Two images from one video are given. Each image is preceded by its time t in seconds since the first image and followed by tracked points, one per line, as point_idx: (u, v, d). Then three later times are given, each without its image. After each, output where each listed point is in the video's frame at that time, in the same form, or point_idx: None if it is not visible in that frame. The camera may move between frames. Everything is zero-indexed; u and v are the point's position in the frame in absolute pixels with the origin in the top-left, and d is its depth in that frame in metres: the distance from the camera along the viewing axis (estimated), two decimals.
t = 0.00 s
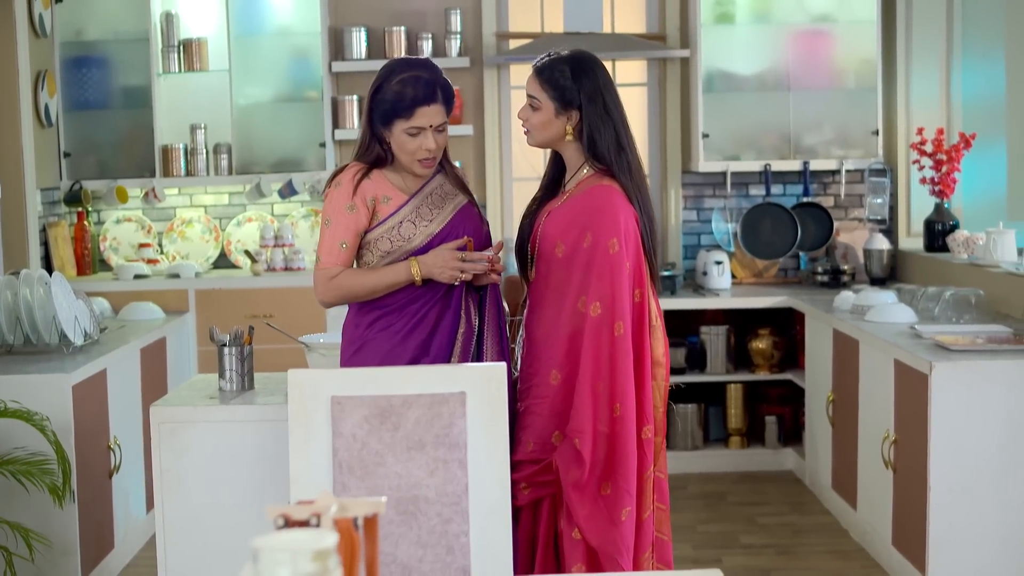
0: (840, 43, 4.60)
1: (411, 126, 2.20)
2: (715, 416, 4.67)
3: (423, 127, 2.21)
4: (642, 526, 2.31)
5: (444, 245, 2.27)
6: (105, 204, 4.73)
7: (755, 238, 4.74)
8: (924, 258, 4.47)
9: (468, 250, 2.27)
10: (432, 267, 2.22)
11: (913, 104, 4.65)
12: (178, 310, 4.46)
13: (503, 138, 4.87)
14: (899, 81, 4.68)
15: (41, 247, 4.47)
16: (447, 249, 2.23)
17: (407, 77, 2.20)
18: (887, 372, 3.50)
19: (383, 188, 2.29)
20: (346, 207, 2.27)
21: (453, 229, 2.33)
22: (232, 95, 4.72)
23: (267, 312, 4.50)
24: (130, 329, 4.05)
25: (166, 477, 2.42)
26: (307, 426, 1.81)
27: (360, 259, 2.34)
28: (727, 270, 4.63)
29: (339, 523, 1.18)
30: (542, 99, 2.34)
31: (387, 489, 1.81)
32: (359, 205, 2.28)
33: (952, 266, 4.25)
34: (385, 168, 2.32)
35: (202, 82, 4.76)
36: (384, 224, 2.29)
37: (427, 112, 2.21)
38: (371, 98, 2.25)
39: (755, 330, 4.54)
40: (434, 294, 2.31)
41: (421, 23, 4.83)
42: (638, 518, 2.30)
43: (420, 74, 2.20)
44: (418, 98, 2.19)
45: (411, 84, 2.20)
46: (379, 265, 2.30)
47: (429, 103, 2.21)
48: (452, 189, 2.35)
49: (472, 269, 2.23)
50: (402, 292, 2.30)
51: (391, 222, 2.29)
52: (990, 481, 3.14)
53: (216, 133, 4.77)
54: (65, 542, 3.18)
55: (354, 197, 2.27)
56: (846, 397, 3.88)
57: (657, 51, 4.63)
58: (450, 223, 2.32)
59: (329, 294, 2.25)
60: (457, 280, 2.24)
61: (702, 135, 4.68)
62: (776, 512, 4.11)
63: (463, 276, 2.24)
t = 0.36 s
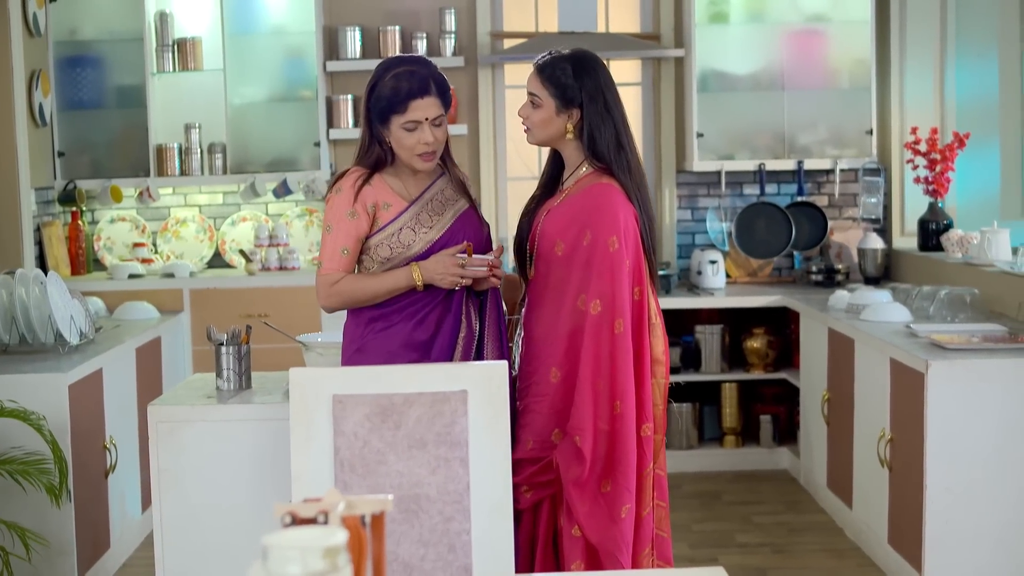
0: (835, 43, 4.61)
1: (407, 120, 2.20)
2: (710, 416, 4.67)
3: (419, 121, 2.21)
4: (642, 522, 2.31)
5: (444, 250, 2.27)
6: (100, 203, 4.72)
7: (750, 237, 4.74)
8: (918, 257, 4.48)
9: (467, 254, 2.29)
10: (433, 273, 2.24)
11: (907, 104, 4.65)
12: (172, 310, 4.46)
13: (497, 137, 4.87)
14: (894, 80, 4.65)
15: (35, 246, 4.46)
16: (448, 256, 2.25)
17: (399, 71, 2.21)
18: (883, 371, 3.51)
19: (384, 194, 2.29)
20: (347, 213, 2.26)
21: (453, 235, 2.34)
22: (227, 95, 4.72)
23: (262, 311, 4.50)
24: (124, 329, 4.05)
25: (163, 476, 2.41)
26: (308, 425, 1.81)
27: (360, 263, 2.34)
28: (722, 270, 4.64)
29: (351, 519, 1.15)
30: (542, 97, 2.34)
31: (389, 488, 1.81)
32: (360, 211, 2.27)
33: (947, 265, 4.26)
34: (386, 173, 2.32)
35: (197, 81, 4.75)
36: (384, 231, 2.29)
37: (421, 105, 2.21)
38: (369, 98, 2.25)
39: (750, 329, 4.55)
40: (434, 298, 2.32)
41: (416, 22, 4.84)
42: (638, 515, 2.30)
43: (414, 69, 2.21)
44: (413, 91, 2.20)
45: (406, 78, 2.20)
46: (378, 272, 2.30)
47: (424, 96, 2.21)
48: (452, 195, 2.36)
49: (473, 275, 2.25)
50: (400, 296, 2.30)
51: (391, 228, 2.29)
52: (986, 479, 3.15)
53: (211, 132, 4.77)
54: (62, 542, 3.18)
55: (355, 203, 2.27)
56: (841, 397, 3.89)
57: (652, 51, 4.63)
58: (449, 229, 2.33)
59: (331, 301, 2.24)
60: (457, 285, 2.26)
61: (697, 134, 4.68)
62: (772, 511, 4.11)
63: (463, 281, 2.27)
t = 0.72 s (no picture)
0: (829, 42, 4.62)
1: (391, 118, 2.22)
2: (704, 415, 4.68)
3: (402, 117, 2.22)
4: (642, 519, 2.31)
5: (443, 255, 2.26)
6: (94, 202, 4.71)
7: (744, 237, 4.75)
8: (912, 256, 4.49)
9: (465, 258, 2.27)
10: (430, 278, 2.23)
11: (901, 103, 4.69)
12: (167, 309, 4.46)
13: (491, 137, 4.87)
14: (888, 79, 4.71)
15: (30, 245, 4.46)
16: (445, 260, 2.24)
17: (382, 68, 2.23)
18: (879, 369, 3.52)
19: (383, 197, 2.29)
20: (346, 215, 2.27)
21: (452, 239, 2.32)
22: (221, 94, 4.71)
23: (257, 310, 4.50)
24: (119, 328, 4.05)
25: (160, 476, 2.42)
26: (309, 422, 1.80)
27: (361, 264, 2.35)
28: (716, 269, 4.64)
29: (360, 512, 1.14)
30: (546, 93, 2.35)
31: (390, 485, 1.82)
32: (359, 213, 2.28)
33: (941, 264, 4.27)
34: (386, 171, 2.33)
35: (192, 80, 4.74)
36: (382, 233, 2.29)
37: (404, 101, 2.22)
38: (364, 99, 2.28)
39: (745, 328, 4.55)
40: (432, 299, 2.32)
41: (411, 21, 4.84)
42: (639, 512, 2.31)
43: (396, 66, 2.22)
44: (391, 88, 2.21)
45: (387, 75, 2.22)
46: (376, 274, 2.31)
47: (405, 92, 2.22)
48: (455, 197, 2.35)
49: (470, 281, 2.23)
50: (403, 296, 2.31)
51: (389, 231, 2.29)
52: (981, 476, 3.16)
53: (205, 131, 4.76)
54: (58, 541, 3.18)
55: (355, 206, 2.28)
56: (836, 395, 3.90)
57: (647, 50, 4.64)
58: (448, 233, 2.32)
59: (331, 302, 2.26)
60: (455, 290, 2.25)
61: (691, 133, 4.68)
62: (767, 509, 4.12)
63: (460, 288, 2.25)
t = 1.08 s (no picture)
0: (819, 42, 4.62)
1: (402, 104, 2.23)
2: (696, 415, 4.68)
3: (413, 108, 2.23)
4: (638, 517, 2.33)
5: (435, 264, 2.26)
6: (85, 202, 4.70)
7: (735, 237, 4.74)
8: (902, 255, 4.50)
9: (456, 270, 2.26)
10: (419, 287, 2.23)
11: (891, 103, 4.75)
12: (158, 309, 4.45)
13: (482, 137, 4.87)
14: (878, 79, 4.77)
15: (20, 245, 4.45)
16: (435, 271, 2.23)
17: (407, 59, 2.25)
18: (871, 369, 3.52)
19: (382, 200, 2.30)
20: (343, 216, 2.28)
21: (447, 248, 2.32)
22: (212, 93, 4.70)
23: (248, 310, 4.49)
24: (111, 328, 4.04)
25: (152, 474, 2.42)
26: (305, 422, 1.80)
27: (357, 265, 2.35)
28: (707, 269, 4.64)
29: (363, 509, 1.14)
30: (544, 91, 2.35)
31: (386, 483, 1.81)
32: (356, 214, 2.29)
33: (932, 264, 4.28)
34: (389, 170, 2.34)
35: (183, 79, 4.71)
36: (377, 237, 2.30)
37: (418, 91, 2.23)
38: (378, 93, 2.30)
39: (735, 328, 4.55)
40: (422, 306, 2.32)
41: (402, 21, 4.83)
42: (634, 510, 2.32)
43: (415, 59, 2.25)
44: (408, 77, 2.23)
45: (405, 67, 2.24)
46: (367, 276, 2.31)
47: (421, 83, 2.23)
48: (455, 205, 2.34)
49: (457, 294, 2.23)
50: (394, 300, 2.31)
51: (384, 235, 2.29)
52: (974, 474, 3.17)
53: (197, 131, 4.74)
54: (51, 541, 3.17)
55: (353, 207, 2.28)
56: (828, 395, 3.90)
57: (638, 50, 4.64)
58: (444, 241, 2.31)
59: (321, 302, 2.27)
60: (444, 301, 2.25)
61: (682, 133, 4.69)
62: (758, 509, 4.12)
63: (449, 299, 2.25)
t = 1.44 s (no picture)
0: (812, 42, 4.63)
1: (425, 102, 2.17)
2: (689, 415, 4.69)
3: (437, 107, 2.18)
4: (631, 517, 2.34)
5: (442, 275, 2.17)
6: (77, 203, 4.69)
7: (727, 236, 4.75)
8: (895, 254, 4.52)
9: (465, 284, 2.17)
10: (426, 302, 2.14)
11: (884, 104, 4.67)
12: (151, 310, 4.44)
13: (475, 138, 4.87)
14: (871, 80, 4.68)
15: (13, 246, 4.44)
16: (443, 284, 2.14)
17: (431, 57, 2.20)
18: (864, 368, 3.53)
19: (389, 209, 2.20)
20: (349, 225, 2.19)
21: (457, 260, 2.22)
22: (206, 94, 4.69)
23: (241, 311, 4.49)
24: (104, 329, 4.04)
25: (150, 476, 2.50)
26: (301, 421, 1.80)
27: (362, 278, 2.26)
28: (700, 269, 4.65)
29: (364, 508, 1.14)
30: (571, 90, 2.43)
31: (381, 483, 1.81)
32: (362, 223, 2.19)
33: (924, 263, 4.29)
34: (397, 174, 2.25)
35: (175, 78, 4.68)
36: (384, 247, 2.20)
37: (440, 91, 2.18)
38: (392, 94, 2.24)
39: (728, 328, 4.56)
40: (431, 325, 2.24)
41: (395, 21, 4.83)
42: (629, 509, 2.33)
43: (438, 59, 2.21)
44: (433, 76, 2.18)
45: (428, 67, 2.20)
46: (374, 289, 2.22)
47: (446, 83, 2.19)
48: (467, 215, 2.24)
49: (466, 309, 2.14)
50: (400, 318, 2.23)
51: (391, 246, 2.19)
52: (967, 472, 3.19)
53: (189, 131, 4.72)
54: (44, 541, 3.17)
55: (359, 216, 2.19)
56: (821, 394, 3.91)
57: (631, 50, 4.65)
58: (456, 253, 2.22)
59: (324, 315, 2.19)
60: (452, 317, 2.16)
61: (675, 133, 4.69)
62: (752, 508, 4.13)
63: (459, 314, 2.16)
